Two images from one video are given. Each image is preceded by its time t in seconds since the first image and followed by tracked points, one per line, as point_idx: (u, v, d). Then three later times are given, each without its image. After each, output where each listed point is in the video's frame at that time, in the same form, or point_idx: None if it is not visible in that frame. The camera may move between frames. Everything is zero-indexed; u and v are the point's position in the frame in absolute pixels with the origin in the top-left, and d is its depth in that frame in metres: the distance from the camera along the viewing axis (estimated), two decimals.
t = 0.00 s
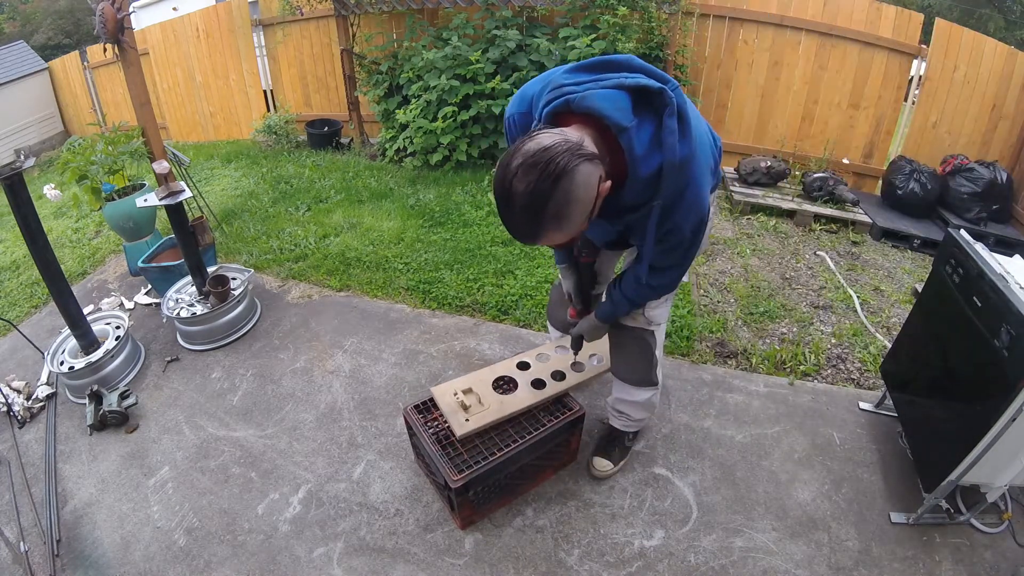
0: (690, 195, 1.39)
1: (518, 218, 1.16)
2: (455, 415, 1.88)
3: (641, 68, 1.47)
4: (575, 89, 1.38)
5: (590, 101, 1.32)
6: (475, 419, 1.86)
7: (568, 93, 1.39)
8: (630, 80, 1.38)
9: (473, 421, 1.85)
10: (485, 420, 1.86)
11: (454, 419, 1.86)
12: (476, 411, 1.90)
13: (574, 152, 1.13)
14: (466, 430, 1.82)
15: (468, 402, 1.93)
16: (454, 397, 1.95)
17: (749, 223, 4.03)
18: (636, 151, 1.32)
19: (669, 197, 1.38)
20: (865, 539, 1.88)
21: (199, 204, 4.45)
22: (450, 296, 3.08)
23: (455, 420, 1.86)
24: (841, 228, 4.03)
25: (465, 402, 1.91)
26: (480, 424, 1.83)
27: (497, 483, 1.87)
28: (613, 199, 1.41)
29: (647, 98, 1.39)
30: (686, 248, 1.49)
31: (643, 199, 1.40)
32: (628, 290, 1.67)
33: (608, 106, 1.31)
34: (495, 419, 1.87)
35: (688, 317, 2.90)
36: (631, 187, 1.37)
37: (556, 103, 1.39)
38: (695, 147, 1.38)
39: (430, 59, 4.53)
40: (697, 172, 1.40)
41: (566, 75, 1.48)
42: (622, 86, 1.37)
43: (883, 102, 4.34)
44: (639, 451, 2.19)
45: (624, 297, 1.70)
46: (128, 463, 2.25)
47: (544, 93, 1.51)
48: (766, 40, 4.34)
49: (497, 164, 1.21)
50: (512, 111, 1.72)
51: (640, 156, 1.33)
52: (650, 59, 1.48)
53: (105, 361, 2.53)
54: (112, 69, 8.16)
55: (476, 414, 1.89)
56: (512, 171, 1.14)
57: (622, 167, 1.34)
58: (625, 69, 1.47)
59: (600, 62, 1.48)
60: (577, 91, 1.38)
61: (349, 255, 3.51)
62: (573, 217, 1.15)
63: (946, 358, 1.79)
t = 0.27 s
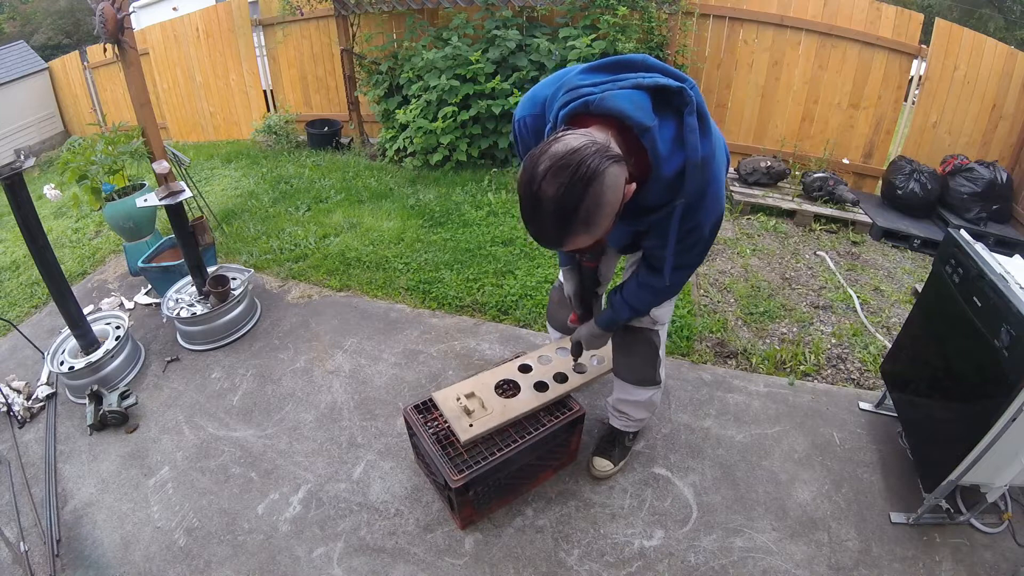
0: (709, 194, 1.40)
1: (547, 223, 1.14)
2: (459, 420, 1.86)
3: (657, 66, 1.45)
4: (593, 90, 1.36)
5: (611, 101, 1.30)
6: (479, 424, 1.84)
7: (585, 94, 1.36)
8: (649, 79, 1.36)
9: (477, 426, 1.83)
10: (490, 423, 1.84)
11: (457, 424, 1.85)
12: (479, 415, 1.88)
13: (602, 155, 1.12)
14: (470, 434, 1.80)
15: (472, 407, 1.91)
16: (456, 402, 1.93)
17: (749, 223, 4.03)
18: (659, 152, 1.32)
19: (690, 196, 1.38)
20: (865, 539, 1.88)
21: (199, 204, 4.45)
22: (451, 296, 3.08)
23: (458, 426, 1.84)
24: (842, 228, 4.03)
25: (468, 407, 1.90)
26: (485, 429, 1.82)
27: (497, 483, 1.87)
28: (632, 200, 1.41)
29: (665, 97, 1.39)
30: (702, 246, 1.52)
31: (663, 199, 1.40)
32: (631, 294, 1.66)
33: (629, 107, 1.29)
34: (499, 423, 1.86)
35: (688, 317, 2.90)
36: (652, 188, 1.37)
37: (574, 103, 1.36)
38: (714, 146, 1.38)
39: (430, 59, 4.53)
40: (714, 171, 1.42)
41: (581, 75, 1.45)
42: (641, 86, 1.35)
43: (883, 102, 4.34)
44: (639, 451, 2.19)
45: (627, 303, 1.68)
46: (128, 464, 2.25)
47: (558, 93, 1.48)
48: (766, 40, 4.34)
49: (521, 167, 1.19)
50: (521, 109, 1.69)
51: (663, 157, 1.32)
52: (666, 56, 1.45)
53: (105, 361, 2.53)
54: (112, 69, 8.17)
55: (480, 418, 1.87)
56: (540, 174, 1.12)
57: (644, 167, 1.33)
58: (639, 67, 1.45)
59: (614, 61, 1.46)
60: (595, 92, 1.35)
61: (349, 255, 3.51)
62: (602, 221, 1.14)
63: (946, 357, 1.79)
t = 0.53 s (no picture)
0: (708, 194, 1.41)
1: (551, 223, 1.14)
2: (468, 420, 1.87)
3: (653, 65, 1.45)
4: (592, 89, 1.35)
5: (611, 101, 1.29)
6: (489, 424, 1.86)
7: (584, 94, 1.36)
8: (647, 79, 1.36)
9: (487, 426, 1.84)
10: (499, 423, 1.86)
11: (466, 424, 1.85)
12: (488, 415, 1.89)
13: (607, 154, 1.12)
14: (481, 435, 1.81)
15: (480, 407, 1.93)
16: (463, 402, 1.95)
17: (749, 223, 4.03)
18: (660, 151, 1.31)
19: (689, 196, 1.38)
20: (865, 539, 1.88)
21: (199, 204, 4.45)
22: (450, 296, 3.08)
23: (468, 427, 1.85)
24: (841, 228, 4.03)
25: (477, 408, 1.91)
26: (495, 429, 1.83)
27: (497, 483, 1.87)
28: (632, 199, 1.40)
29: (663, 97, 1.39)
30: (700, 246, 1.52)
31: (662, 199, 1.40)
32: (626, 293, 1.67)
33: (628, 107, 1.29)
34: (508, 422, 1.87)
35: (688, 317, 2.90)
36: (652, 187, 1.36)
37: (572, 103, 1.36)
38: (712, 145, 1.38)
39: (430, 59, 4.53)
40: (712, 170, 1.42)
41: (578, 74, 1.44)
42: (639, 85, 1.35)
43: (883, 102, 4.34)
44: (639, 451, 2.19)
45: (625, 304, 1.69)
46: (128, 463, 2.25)
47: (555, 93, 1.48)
48: (766, 40, 4.34)
49: (523, 167, 1.18)
50: (516, 108, 1.68)
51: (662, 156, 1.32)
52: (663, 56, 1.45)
53: (105, 360, 2.53)
54: (112, 69, 8.17)
55: (490, 419, 1.88)
56: (544, 174, 1.11)
57: (644, 166, 1.33)
58: (637, 67, 1.45)
59: (611, 60, 1.46)
60: (593, 92, 1.35)
61: (349, 255, 3.51)
62: (606, 221, 1.14)
63: (946, 357, 1.79)
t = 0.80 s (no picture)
0: (719, 195, 1.41)
1: (567, 226, 1.13)
2: (471, 424, 1.86)
3: (666, 65, 1.44)
4: (606, 89, 1.34)
5: (626, 102, 1.28)
6: (492, 427, 1.85)
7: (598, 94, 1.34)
8: (660, 79, 1.35)
9: (490, 429, 1.84)
10: (503, 426, 1.85)
11: (470, 428, 1.85)
12: (491, 418, 1.89)
13: (624, 157, 1.11)
14: (485, 439, 1.81)
15: (484, 410, 1.92)
16: (467, 406, 1.94)
17: (749, 223, 4.03)
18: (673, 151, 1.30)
19: (701, 196, 1.38)
20: (865, 539, 1.88)
21: (199, 204, 4.45)
22: (451, 296, 3.08)
23: (472, 430, 1.84)
24: (841, 228, 4.03)
25: (480, 411, 1.90)
26: (499, 432, 1.82)
27: (497, 483, 1.87)
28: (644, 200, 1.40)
29: (675, 98, 1.38)
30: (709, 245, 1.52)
31: (674, 200, 1.39)
32: (625, 294, 1.67)
33: (643, 107, 1.28)
34: (512, 425, 1.87)
35: (688, 317, 2.90)
36: (665, 188, 1.36)
37: (585, 103, 1.35)
38: (723, 146, 1.38)
39: (430, 59, 4.53)
40: (723, 171, 1.42)
41: (592, 74, 1.43)
42: (653, 86, 1.34)
43: (883, 102, 4.34)
44: (639, 451, 2.19)
45: (621, 305, 1.69)
46: (128, 463, 2.25)
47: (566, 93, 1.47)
48: (766, 40, 4.34)
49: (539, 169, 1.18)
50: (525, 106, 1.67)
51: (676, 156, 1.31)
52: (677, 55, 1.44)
53: (105, 360, 2.53)
54: (112, 69, 8.17)
55: (493, 421, 1.87)
56: (562, 176, 1.11)
57: (657, 168, 1.33)
58: (648, 66, 1.44)
59: (622, 60, 1.45)
60: (607, 92, 1.34)
61: (349, 255, 3.50)
62: (622, 223, 1.15)
63: (946, 357, 1.79)
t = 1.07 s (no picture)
0: (696, 201, 1.41)
1: (535, 231, 1.15)
2: (470, 421, 1.86)
3: (647, 72, 1.44)
4: (584, 97, 1.35)
5: (602, 110, 1.30)
6: (490, 424, 1.85)
7: (576, 101, 1.35)
8: (639, 86, 1.36)
9: (489, 426, 1.84)
10: (501, 424, 1.85)
11: (468, 425, 1.85)
12: (490, 416, 1.89)
13: (591, 164, 1.12)
14: (483, 435, 1.81)
15: (482, 407, 1.92)
16: (466, 403, 1.94)
17: (749, 223, 4.03)
18: (647, 159, 1.31)
19: (676, 203, 1.39)
20: (865, 539, 1.88)
21: (199, 204, 4.45)
22: (451, 296, 3.08)
23: (470, 427, 1.84)
24: (841, 228, 4.03)
25: (479, 408, 1.91)
26: (498, 429, 1.83)
27: (497, 483, 1.87)
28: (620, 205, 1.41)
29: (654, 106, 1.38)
30: (688, 249, 1.52)
31: (650, 206, 1.40)
32: (609, 289, 1.65)
33: (618, 115, 1.29)
34: (510, 422, 1.87)
35: (688, 317, 2.90)
36: (639, 194, 1.37)
37: (564, 110, 1.36)
38: (701, 153, 1.38)
39: (430, 59, 4.53)
40: (701, 178, 1.42)
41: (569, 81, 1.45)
42: (631, 94, 1.34)
43: (883, 102, 4.34)
44: (639, 451, 2.19)
45: (604, 295, 1.68)
46: (128, 464, 2.25)
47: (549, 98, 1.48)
48: (766, 40, 4.34)
49: (511, 174, 1.20)
50: (514, 111, 1.69)
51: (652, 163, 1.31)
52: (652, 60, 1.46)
53: (105, 360, 2.53)
54: (112, 69, 8.17)
55: (492, 418, 1.88)
56: (530, 182, 1.13)
57: (630, 175, 1.34)
58: (631, 73, 1.45)
59: (605, 66, 1.45)
60: (585, 99, 1.35)
61: (349, 255, 3.50)
62: (589, 228, 1.15)
63: (946, 357, 1.79)
